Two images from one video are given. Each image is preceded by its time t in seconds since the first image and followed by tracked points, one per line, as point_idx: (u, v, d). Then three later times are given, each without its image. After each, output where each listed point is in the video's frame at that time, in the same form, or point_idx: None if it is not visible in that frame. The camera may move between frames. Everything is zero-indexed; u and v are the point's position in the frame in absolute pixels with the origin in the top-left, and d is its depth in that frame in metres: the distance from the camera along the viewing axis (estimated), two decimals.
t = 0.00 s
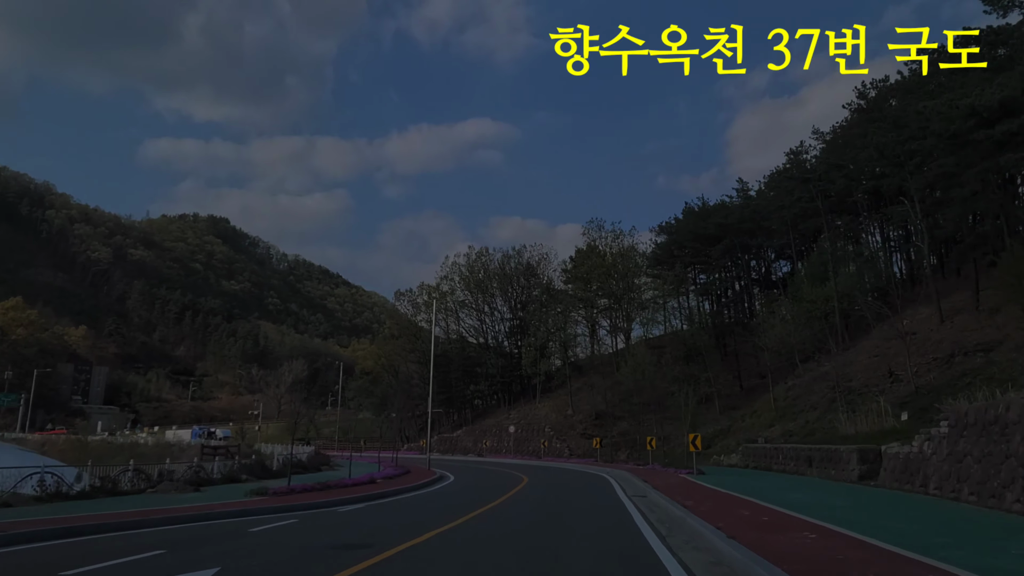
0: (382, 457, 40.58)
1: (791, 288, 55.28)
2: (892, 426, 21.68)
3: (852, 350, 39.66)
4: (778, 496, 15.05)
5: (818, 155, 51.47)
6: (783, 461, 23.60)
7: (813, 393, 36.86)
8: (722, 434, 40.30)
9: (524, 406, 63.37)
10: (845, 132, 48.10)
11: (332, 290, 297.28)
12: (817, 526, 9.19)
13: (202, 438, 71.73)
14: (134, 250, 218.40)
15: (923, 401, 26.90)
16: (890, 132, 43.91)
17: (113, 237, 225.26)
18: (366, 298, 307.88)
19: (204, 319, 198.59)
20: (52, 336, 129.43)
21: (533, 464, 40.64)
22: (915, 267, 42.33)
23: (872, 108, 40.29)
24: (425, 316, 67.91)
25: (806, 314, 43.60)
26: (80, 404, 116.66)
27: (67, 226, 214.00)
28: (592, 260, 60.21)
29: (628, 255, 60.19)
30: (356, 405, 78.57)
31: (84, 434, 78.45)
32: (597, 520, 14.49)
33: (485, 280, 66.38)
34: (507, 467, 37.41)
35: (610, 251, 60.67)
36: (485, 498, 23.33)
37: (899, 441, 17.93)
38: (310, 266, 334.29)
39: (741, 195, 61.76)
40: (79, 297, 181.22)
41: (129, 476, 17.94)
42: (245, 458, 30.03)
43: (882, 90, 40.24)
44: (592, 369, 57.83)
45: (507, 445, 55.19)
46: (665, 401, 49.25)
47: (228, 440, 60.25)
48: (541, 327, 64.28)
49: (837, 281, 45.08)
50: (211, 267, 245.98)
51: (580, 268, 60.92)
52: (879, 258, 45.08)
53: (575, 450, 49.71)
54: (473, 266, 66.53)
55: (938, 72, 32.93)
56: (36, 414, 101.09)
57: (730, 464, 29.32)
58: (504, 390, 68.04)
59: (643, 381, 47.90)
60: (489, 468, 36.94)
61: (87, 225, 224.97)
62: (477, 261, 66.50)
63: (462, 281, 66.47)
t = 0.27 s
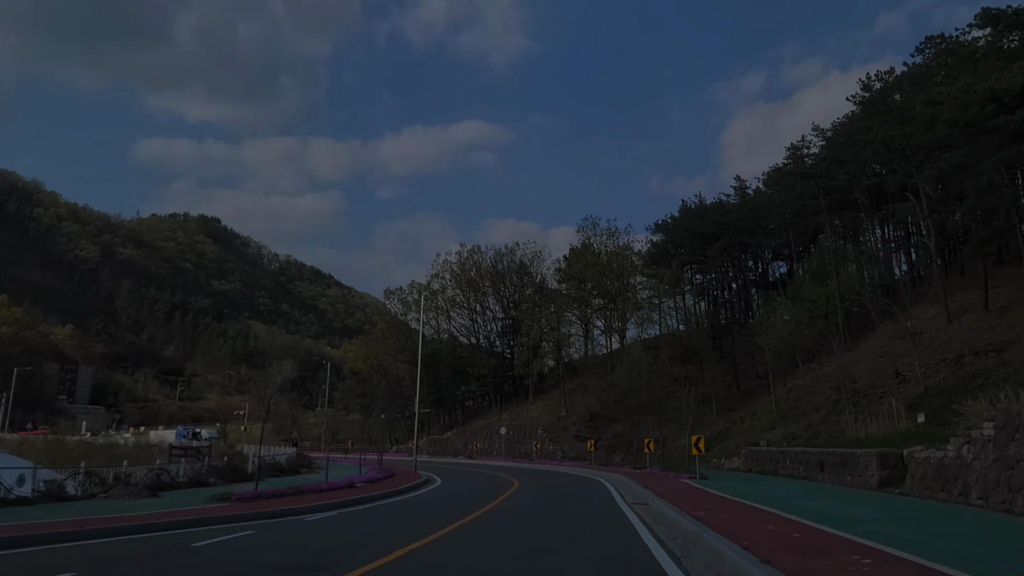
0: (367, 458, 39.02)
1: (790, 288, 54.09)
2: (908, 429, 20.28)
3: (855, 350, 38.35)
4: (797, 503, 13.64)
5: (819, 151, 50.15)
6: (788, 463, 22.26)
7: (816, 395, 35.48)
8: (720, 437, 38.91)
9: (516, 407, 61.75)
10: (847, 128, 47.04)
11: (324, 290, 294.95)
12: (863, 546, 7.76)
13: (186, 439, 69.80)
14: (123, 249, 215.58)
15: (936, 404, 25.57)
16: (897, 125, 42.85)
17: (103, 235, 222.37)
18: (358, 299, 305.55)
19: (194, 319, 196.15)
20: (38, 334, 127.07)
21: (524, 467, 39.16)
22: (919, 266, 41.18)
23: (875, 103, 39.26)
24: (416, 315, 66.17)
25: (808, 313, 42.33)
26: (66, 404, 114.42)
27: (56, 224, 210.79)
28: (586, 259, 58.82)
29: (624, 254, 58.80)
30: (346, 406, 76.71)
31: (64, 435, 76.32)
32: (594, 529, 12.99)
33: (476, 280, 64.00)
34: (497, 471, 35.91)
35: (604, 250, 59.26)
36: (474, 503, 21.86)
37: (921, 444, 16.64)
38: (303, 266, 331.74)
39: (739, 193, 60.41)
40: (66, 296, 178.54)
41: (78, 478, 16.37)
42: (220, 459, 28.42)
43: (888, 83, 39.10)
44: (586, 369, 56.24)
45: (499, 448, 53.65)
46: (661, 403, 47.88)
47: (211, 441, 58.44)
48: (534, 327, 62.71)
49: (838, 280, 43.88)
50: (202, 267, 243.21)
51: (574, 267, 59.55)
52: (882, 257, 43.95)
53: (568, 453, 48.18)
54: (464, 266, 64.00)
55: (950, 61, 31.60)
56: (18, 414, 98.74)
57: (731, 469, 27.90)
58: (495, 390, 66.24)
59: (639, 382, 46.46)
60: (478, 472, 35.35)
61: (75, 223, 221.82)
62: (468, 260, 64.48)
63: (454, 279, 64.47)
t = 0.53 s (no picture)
0: (351, 459, 37.41)
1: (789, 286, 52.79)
2: (925, 431, 18.88)
3: (858, 350, 36.99)
4: (817, 511, 12.18)
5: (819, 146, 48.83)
6: (794, 467, 20.79)
7: (818, 395, 34.08)
8: (718, 439, 37.45)
9: (507, 406, 60.12)
10: (849, 122, 45.78)
11: (315, 289, 292.41)
12: (924, 573, 6.19)
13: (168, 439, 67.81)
14: (111, 245, 212.50)
15: (950, 406, 24.15)
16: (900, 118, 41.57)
17: (91, 231, 219.06)
18: (349, 298, 303.17)
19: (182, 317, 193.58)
20: (22, 330, 124.43)
21: (514, 469, 37.63)
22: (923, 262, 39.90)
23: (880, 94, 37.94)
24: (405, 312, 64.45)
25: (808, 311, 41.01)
26: (51, 401, 112.07)
27: (44, 220, 207.24)
28: (580, 256, 57.23)
29: (619, 251, 57.31)
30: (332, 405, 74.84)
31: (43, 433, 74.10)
32: (587, 541, 11.49)
33: (467, 276, 62.70)
34: (486, 473, 34.43)
35: (598, 247, 57.71)
36: (459, 508, 20.29)
37: (946, 447, 15.20)
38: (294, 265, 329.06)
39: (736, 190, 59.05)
40: (52, 292, 175.56)
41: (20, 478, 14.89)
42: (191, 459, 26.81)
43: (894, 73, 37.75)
44: (579, 369, 54.79)
45: (489, 449, 52.09)
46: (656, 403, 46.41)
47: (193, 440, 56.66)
48: (525, 325, 61.08)
49: (840, 277, 42.57)
50: (192, 264, 240.28)
51: (567, 263, 58.02)
52: (884, 254, 42.69)
53: (560, 454, 46.68)
54: (455, 260, 62.76)
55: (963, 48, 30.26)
56: None
57: (731, 473, 26.41)
58: (486, 390, 63.63)
59: (634, 382, 44.99)
60: (465, 474, 33.82)
61: (63, 218, 218.91)
62: (459, 256, 62.56)
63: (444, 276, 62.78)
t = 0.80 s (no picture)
0: (334, 460, 35.87)
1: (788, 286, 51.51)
2: (946, 435, 17.42)
3: (863, 350, 35.62)
4: (842, 524, 10.73)
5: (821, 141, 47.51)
6: (802, 472, 19.39)
7: (821, 398, 32.71)
8: (716, 443, 36.02)
9: (497, 407, 58.45)
10: (852, 117, 44.60)
11: (306, 288, 289.99)
12: None
13: (150, 438, 65.98)
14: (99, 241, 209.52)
15: (966, 409, 22.76)
16: (906, 113, 40.37)
17: (79, 227, 215.69)
18: (340, 297, 300.69)
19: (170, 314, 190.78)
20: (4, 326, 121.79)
21: (504, 472, 36.15)
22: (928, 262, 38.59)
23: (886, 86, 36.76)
24: (393, 310, 62.65)
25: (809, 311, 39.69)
26: (33, 399, 109.60)
27: (31, 215, 203.19)
28: (573, 254, 55.84)
29: (613, 249, 55.95)
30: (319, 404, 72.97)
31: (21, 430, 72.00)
32: (580, 555, 10.03)
33: (457, 272, 61.11)
34: (475, 476, 32.97)
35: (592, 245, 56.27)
36: (441, 514, 18.79)
37: (976, 454, 13.79)
38: (285, 263, 326.49)
39: (734, 187, 57.73)
40: (38, 288, 172.64)
41: None
42: (160, 459, 25.21)
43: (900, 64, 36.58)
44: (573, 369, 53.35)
45: (478, 450, 50.54)
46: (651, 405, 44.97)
47: (173, 439, 54.83)
48: (517, 323, 59.42)
49: (841, 276, 41.27)
50: (182, 261, 237.39)
51: (560, 261, 56.60)
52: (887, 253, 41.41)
53: (551, 457, 45.17)
54: (446, 256, 61.27)
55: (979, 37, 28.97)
56: None
57: (733, 478, 24.94)
58: (476, 390, 61.92)
59: (631, 381, 43.57)
60: (453, 476, 32.29)
61: (52, 214, 215.86)
62: (450, 253, 61.10)
63: (434, 272, 61.16)
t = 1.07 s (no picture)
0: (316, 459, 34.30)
1: (786, 285, 50.23)
2: (971, 439, 16.06)
3: (867, 350, 34.29)
4: (877, 538, 9.29)
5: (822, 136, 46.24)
6: (811, 477, 17.98)
7: (824, 399, 31.34)
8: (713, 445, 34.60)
9: (487, 406, 56.89)
10: (855, 112, 43.41)
11: (297, 286, 287.57)
12: None
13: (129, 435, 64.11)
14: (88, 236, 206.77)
15: (985, 411, 21.40)
16: (912, 107, 39.20)
17: (66, 222, 212.68)
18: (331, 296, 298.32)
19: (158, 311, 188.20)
20: None
21: (492, 473, 34.64)
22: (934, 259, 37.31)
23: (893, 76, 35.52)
24: (381, 306, 61.02)
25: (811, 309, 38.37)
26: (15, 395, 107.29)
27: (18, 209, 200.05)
28: (567, 251, 54.46)
29: (608, 246, 54.59)
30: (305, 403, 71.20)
31: None
32: (571, 569, 8.58)
33: (448, 268, 59.54)
34: (461, 477, 31.53)
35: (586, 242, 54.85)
36: (421, 521, 17.28)
37: (1014, 459, 12.38)
38: (276, 261, 323.89)
39: (731, 185, 56.45)
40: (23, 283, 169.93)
41: None
42: (124, 458, 23.58)
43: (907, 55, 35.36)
44: (565, 367, 51.91)
45: (467, 451, 49.01)
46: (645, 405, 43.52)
47: (152, 436, 53.02)
48: (508, 321, 57.88)
49: (844, 274, 39.96)
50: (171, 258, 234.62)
51: (554, 257, 55.20)
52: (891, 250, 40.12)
53: (542, 458, 43.67)
54: (437, 252, 59.70)
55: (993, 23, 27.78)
56: None
57: (734, 483, 23.49)
58: (466, 389, 60.29)
59: (625, 380, 42.14)
60: (438, 478, 30.79)
61: (39, 208, 212.83)
62: (440, 248, 59.46)
63: (424, 268, 59.57)
